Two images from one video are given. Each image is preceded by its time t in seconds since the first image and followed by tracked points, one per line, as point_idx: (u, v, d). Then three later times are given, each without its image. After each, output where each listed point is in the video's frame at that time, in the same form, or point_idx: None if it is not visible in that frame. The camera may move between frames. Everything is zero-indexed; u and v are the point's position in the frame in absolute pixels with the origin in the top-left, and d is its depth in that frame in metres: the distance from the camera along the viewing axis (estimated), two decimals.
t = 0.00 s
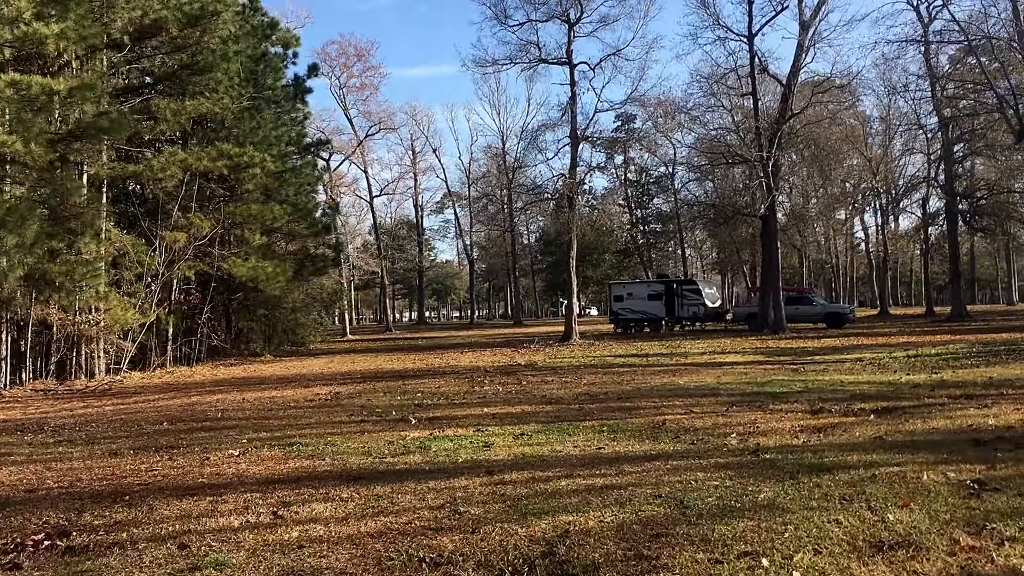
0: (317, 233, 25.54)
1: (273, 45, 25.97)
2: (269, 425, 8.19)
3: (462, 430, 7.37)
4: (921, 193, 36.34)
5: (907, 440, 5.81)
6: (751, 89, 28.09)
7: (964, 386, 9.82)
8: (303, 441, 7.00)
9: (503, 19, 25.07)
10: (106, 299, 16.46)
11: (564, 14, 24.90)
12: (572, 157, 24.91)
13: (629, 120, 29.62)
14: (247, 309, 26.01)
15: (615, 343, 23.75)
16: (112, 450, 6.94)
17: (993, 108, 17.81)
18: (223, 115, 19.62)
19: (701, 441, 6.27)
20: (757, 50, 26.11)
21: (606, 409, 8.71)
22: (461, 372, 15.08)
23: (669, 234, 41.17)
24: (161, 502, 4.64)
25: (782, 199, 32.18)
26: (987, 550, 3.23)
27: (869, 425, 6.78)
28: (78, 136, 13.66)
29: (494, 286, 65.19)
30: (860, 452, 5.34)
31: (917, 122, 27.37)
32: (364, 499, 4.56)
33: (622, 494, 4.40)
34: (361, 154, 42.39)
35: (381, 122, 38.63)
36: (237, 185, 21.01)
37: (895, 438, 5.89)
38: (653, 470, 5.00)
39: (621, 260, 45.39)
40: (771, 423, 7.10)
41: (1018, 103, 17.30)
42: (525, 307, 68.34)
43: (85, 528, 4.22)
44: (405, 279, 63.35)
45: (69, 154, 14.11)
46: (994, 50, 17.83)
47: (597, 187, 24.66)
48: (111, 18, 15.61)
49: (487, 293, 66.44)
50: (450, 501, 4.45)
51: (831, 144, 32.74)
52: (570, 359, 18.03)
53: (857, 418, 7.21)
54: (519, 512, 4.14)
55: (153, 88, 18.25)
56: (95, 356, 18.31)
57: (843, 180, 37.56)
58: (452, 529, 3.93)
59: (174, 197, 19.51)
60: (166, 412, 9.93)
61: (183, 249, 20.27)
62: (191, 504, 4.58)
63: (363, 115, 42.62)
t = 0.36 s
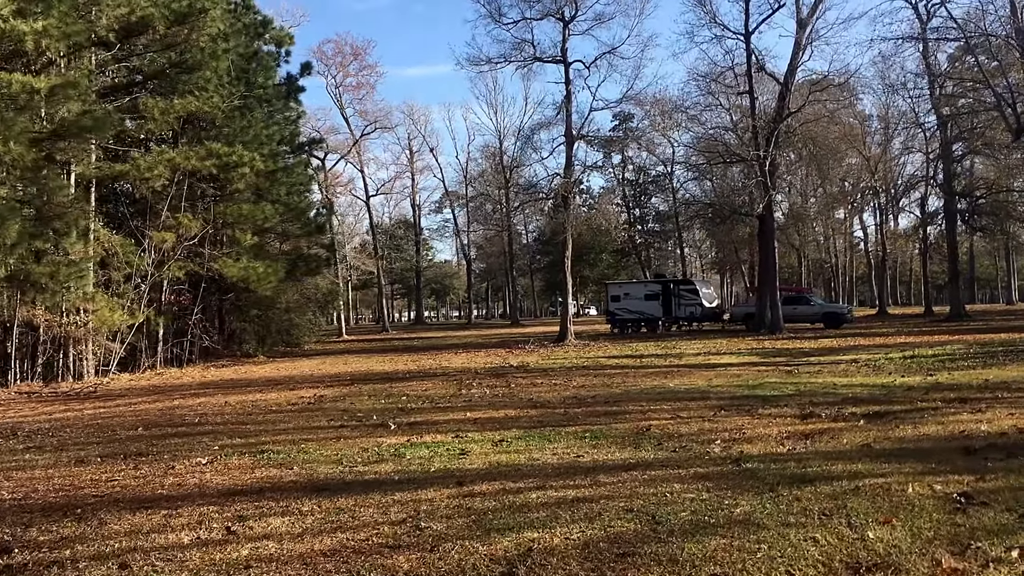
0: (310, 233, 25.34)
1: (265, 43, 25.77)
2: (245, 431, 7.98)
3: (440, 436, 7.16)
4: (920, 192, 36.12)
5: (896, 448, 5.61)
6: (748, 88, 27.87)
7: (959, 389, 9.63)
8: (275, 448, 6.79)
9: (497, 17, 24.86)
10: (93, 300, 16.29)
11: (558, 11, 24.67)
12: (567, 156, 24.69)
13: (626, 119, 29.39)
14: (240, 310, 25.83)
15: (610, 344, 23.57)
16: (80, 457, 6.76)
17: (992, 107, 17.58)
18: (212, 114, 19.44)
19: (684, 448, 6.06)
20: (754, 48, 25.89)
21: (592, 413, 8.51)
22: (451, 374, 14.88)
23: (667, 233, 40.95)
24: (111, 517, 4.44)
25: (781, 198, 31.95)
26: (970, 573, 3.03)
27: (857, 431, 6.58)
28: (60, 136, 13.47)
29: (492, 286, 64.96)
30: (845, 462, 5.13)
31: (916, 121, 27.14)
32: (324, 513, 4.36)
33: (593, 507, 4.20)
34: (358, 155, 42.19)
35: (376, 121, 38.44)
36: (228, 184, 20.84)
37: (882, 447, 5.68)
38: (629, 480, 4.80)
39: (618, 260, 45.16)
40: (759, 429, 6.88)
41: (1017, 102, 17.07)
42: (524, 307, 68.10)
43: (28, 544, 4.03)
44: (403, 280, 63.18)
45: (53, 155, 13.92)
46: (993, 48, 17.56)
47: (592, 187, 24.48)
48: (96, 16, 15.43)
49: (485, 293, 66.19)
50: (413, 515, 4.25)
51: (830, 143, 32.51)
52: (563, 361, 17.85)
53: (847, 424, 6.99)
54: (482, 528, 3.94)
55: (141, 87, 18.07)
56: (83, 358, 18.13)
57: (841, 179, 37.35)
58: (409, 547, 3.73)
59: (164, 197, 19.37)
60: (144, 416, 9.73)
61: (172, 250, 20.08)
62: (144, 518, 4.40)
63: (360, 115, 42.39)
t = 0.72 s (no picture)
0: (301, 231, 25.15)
1: (257, 39, 25.53)
2: (219, 432, 7.77)
3: (417, 436, 6.93)
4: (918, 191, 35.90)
5: (887, 449, 5.38)
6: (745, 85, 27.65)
7: (954, 388, 9.42)
8: (245, 449, 6.58)
9: (491, 13, 24.61)
10: (78, 298, 16.09)
11: (553, 7, 24.41)
12: (561, 153, 24.46)
13: (621, 117, 29.17)
14: (231, 308, 25.63)
15: (605, 342, 23.36)
16: (45, 458, 6.55)
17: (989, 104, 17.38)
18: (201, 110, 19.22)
19: (665, 449, 5.85)
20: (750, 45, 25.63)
21: (577, 412, 8.29)
22: (439, 373, 14.66)
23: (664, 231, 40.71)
24: (59, 521, 4.24)
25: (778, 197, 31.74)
26: None
27: (846, 431, 6.37)
28: (42, 131, 13.26)
29: (490, 285, 64.70)
30: (830, 464, 4.92)
31: (914, 118, 26.93)
32: (281, 517, 4.16)
33: (562, 511, 4.00)
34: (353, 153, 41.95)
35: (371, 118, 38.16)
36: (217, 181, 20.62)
37: (871, 448, 5.46)
38: (604, 483, 4.59)
39: (615, 259, 44.91)
40: (745, 429, 6.66)
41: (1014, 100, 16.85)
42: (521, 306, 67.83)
43: None
44: (400, 279, 62.93)
45: (36, 150, 13.71)
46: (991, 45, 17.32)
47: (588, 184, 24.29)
48: (81, 10, 15.23)
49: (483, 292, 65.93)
50: (373, 519, 4.04)
51: (827, 141, 32.28)
52: (555, 360, 17.62)
53: (836, 424, 6.77)
54: (443, 534, 3.73)
55: (128, 83, 17.86)
56: (70, 356, 17.93)
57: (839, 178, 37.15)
58: (364, 554, 3.52)
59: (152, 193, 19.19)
60: (119, 416, 9.49)
61: (161, 248, 19.87)
62: (93, 523, 4.20)
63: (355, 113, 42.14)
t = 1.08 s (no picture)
0: (292, 231, 24.95)
1: (247, 38, 25.27)
2: (193, 438, 7.58)
3: (394, 444, 6.74)
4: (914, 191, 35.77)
5: (874, 458, 5.20)
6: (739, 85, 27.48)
7: (947, 392, 9.26)
8: (216, 457, 6.40)
9: (484, 12, 24.40)
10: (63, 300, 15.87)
11: (546, 6, 24.20)
12: (555, 154, 24.26)
13: (616, 117, 29.01)
14: (222, 310, 25.43)
15: (598, 344, 23.19)
16: (9, 467, 6.36)
17: (984, 105, 17.23)
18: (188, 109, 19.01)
19: (646, 458, 5.66)
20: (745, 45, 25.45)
21: (561, 418, 8.10)
22: (428, 376, 14.47)
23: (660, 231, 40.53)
24: (5, 537, 4.06)
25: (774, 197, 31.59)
26: None
27: (833, 438, 6.19)
28: (24, 130, 13.05)
29: (486, 286, 64.48)
30: (815, 474, 4.72)
31: (910, 118, 26.76)
32: (236, 533, 3.97)
33: (531, 527, 3.81)
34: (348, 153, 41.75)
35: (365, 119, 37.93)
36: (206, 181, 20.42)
37: (857, 457, 5.28)
38: (577, 496, 4.41)
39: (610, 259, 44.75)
40: (730, 437, 6.48)
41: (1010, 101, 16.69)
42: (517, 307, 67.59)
43: None
44: (396, 279, 62.73)
45: (17, 150, 13.49)
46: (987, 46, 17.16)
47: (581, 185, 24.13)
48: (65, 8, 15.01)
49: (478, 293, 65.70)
50: (331, 536, 3.85)
51: (823, 141, 32.11)
52: (547, 362, 17.44)
53: (824, 431, 6.59)
54: (402, 553, 3.54)
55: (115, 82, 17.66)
56: (56, 359, 17.70)
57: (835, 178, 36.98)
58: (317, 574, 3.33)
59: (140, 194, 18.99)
60: (95, 421, 9.27)
61: (149, 249, 19.66)
62: (41, 540, 4.03)
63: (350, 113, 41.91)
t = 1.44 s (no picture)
0: (281, 231, 24.74)
1: (236, 36, 25.07)
2: (162, 441, 7.38)
3: (365, 447, 6.54)
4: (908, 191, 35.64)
5: (855, 462, 5.02)
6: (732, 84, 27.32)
7: (936, 393, 9.10)
8: (180, 461, 6.21)
9: (475, 11, 24.21)
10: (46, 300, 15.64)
11: (537, 4, 24.02)
12: (546, 153, 24.05)
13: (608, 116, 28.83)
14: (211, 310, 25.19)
15: (590, 345, 23.02)
16: None
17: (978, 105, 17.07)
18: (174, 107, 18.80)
19: (621, 461, 5.48)
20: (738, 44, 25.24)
21: (541, 419, 7.90)
22: (413, 377, 14.27)
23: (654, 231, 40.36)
24: None
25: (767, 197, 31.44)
26: None
27: (816, 441, 6.01)
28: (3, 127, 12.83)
29: (481, 286, 64.24)
30: (793, 479, 4.54)
31: (904, 118, 26.61)
32: (179, 544, 3.78)
33: (489, 536, 3.62)
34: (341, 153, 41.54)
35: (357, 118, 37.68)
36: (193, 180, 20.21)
37: (839, 460, 5.09)
38: (542, 502, 4.22)
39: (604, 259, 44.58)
40: (711, 439, 6.30)
41: (1004, 100, 16.54)
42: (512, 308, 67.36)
43: None
44: (390, 280, 62.48)
45: None
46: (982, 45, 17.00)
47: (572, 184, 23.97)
48: (46, 4, 14.80)
49: (473, 293, 65.46)
50: (279, 546, 3.66)
51: (817, 140, 31.97)
52: (535, 362, 17.27)
53: (808, 433, 6.41)
54: (349, 564, 3.35)
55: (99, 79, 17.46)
56: (39, 360, 17.48)
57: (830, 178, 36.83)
58: None
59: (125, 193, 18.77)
60: (66, 423, 9.08)
61: (134, 248, 19.45)
62: None
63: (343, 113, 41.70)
